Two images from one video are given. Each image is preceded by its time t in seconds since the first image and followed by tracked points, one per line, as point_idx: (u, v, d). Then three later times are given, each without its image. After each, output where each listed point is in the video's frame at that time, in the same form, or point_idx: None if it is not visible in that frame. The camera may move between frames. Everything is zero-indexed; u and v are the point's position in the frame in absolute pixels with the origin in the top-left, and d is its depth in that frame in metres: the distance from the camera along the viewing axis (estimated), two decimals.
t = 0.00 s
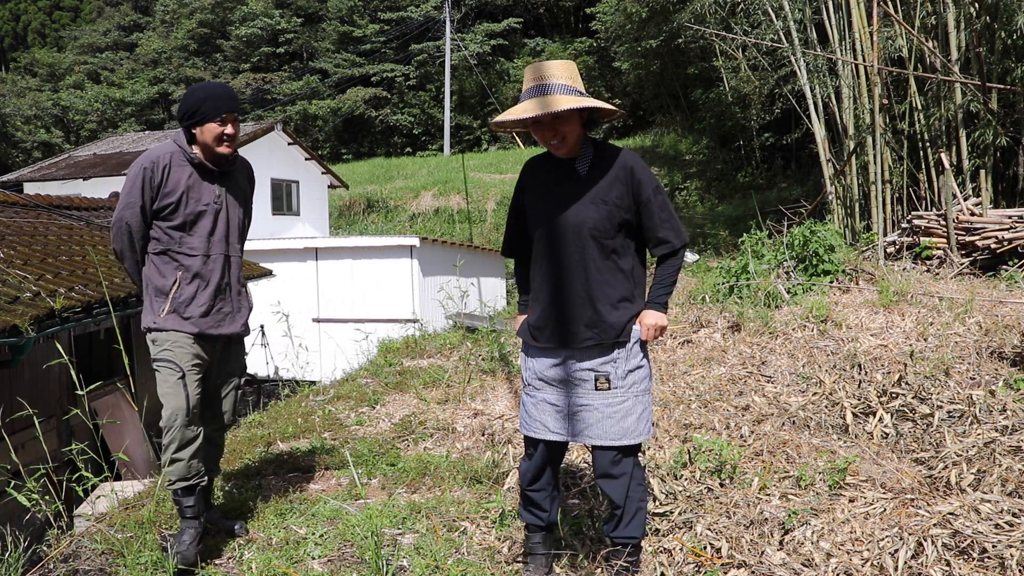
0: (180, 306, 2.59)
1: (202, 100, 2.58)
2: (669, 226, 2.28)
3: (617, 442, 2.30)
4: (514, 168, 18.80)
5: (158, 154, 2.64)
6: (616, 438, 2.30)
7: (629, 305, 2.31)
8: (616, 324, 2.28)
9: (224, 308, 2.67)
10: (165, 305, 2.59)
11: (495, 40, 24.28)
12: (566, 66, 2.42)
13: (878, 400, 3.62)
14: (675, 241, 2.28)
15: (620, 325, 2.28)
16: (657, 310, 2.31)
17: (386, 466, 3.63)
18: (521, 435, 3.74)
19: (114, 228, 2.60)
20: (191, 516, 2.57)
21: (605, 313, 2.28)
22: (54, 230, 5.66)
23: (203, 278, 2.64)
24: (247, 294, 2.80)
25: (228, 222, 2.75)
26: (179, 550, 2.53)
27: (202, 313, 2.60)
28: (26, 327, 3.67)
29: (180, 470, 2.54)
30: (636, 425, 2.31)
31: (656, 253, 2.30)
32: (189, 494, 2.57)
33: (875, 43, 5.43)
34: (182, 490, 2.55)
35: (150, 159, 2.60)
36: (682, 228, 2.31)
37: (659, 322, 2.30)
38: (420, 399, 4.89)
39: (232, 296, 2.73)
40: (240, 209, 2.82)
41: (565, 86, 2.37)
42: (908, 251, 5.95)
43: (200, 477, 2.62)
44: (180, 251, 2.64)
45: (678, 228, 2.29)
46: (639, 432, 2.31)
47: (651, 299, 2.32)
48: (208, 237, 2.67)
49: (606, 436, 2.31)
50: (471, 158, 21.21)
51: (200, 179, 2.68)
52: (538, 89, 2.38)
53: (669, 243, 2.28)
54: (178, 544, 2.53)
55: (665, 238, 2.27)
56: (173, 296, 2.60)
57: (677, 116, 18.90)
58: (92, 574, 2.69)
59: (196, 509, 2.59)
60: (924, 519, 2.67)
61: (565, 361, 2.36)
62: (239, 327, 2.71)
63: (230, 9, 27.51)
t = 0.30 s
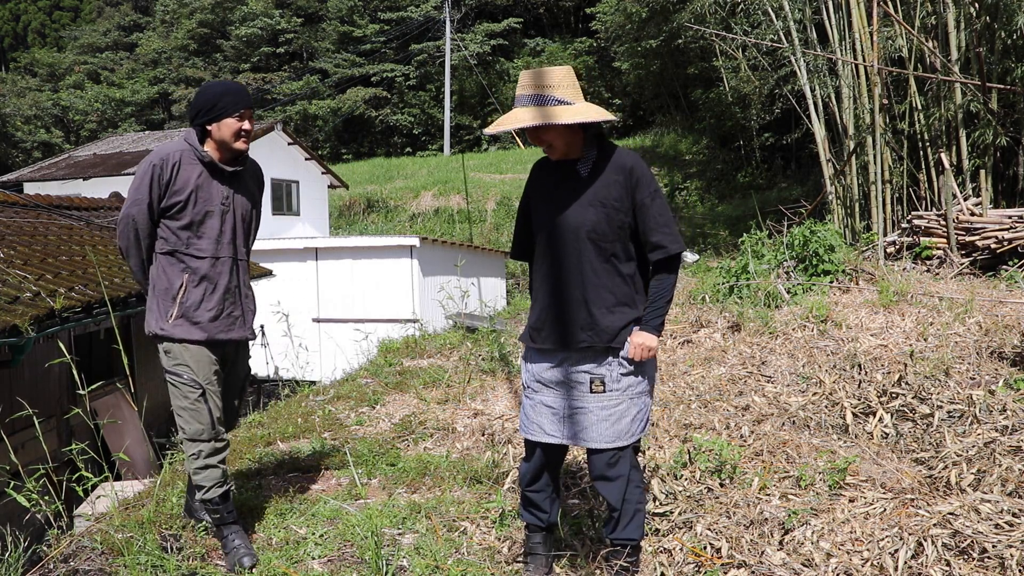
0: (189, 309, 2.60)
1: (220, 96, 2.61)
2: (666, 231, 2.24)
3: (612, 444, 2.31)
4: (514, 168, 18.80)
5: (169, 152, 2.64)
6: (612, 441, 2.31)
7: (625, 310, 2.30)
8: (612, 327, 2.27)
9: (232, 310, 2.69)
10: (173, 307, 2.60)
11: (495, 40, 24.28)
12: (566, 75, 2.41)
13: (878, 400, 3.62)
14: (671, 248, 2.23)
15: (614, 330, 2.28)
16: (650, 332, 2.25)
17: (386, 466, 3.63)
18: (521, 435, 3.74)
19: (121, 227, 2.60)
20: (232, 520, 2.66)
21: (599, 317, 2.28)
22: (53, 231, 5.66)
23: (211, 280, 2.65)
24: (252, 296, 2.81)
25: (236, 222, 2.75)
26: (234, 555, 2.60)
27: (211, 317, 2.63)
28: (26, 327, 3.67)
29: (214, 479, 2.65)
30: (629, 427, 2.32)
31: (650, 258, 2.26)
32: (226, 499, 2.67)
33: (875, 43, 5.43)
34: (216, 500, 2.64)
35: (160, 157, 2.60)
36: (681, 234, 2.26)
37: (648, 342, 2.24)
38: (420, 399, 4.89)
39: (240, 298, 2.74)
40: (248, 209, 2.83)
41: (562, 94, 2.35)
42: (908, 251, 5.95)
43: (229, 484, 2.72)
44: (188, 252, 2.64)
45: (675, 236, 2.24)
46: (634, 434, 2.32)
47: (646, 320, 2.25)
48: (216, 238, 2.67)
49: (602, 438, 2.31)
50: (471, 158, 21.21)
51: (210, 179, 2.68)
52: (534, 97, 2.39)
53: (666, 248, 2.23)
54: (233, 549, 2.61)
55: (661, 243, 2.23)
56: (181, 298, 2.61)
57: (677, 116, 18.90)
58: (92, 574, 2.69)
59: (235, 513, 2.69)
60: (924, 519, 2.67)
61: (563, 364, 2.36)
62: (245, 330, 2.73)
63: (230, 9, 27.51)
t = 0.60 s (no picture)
0: (216, 311, 2.62)
1: (224, 88, 2.62)
2: (661, 233, 2.22)
3: (606, 445, 2.30)
4: (514, 168, 18.80)
5: (181, 153, 2.61)
6: (606, 442, 2.30)
7: (618, 312, 2.29)
8: (599, 328, 2.27)
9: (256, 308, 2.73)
10: (200, 310, 2.61)
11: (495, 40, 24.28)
12: (568, 74, 2.41)
13: (878, 400, 3.62)
14: (667, 249, 2.21)
15: (602, 331, 2.27)
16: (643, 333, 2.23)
17: (386, 466, 3.63)
18: (521, 435, 3.74)
19: (138, 234, 2.57)
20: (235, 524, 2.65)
21: (589, 317, 2.29)
22: (53, 231, 5.66)
23: (235, 279, 2.68)
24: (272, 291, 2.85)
25: (252, 219, 2.77)
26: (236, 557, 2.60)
27: (238, 316, 2.66)
28: (26, 327, 3.67)
29: (218, 482, 2.64)
30: (625, 429, 2.31)
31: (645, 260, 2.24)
32: (230, 503, 2.66)
33: (875, 43, 5.43)
34: (220, 502, 2.63)
35: (175, 159, 2.57)
36: (679, 237, 2.23)
37: (636, 346, 2.23)
38: (420, 399, 4.89)
39: (261, 294, 2.78)
40: (259, 204, 2.84)
41: (563, 94, 2.36)
42: (908, 251, 5.94)
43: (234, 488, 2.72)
44: (212, 254, 2.65)
45: (673, 236, 2.21)
46: (630, 436, 2.31)
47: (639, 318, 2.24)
48: (236, 237, 2.69)
49: (596, 439, 2.30)
50: (471, 158, 21.21)
51: (224, 177, 2.68)
52: (534, 96, 2.39)
53: (662, 250, 2.21)
54: (235, 552, 2.61)
55: (657, 245, 2.21)
56: (208, 300, 2.62)
57: (677, 116, 18.91)
58: (92, 574, 2.69)
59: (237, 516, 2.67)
60: (924, 519, 2.67)
61: (561, 363, 2.37)
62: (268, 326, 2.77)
63: (230, 9, 27.51)
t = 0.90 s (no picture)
0: (228, 313, 2.62)
1: (235, 89, 2.61)
2: (663, 229, 2.20)
3: (607, 446, 2.30)
4: (514, 168, 18.81)
5: (190, 154, 2.60)
6: (607, 443, 2.30)
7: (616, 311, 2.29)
8: (595, 328, 2.28)
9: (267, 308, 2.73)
10: (211, 313, 2.61)
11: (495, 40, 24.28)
12: (572, 74, 2.41)
13: (878, 400, 3.62)
14: (670, 246, 2.18)
15: (599, 330, 2.28)
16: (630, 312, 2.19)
17: (386, 466, 3.63)
18: (521, 435, 3.74)
19: (149, 237, 2.56)
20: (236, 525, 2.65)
21: (586, 317, 2.29)
22: (53, 230, 5.66)
23: (245, 280, 2.68)
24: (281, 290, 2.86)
25: (260, 219, 2.78)
26: (237, 558, 2.60)
27: (248, 317, 2.66)
28: (26, 327, 3.67)
29: (222, 483, 2.63)
30: (627, 429, 2.31)
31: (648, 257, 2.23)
32: (231, 504, 2.64)
33: (875, 43, 5.43)
34: (222, 503, 2.62)
35: (184, 161, 2.56)
36: (684, 233, 2.21)
37: (625, 327, 2.19)
38: (420, 399, 4.89)
39: (270, 294, 2.79)
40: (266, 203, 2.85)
41: (566, 94, 2.35)
42: (908, 251, 5.94)
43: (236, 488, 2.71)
44: (222, 255, 2.65)
45: (676, 233, 2.19)
46: (631, 437, 2.31)
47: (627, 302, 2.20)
48: (246, 238, 2.69)
49: (595, 440, 2.31)
50: (471, 158, 21.21)
51: (232, 177, 2.68)
52: (536, 93, 2.40)
53: (664, 247, 2.19)
54: (235, 552, 2.60)
55: (659, 242, 2.19)
56: (219, 302, 2.63)
57: (677, 116, 18.91)
58: (92, 574, 2.69)
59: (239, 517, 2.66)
60: (923, 519, 2.67)
61: (562, 363, 2.37)
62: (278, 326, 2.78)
63: (230, 9, 27.50)
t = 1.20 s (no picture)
0: (240, 309, 2.62)
1: (245, 88, 2.61)
2: (668, 228, 2.21)
3: (608, 448, 2.30)
4: (514, 168, 18.81)
5: (198, 153, 2.61)
6: (612, 444, 2.30)
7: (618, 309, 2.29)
8: (594, 329, 2.27)
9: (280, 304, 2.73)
10: (224, 309, 2.61)
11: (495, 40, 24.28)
12: (579, 72, 2.40)
13: (878, 400, 3.62)
14: (677, 244, 2.19)
15: (597, 329, 2.27)
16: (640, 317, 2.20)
17: (386, 466, 3.63)
18: (521, 435, 3.74)
19: (160, 236, 2.57)
20: (235, 526, 2.65)
21: (585, 316, 2.29)
22: (53, 230, 5.66)
23: (256, 277, 2.68)
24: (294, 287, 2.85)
25: (271, 216, 2.77)
26: (236, 559, 2.60)
27: (261, 313, 2.66)
28: (26, 327, 3.67)
29: (226, 482, 2.63)
30: (630, 430, 2.30)
31: (652, 255, 2.23)
32: (234, 504, 2.65)
33: (875, 43, 5.43)
34: (225, 502, 2.62)
35: (192, 159, 2.57)
36: (687, 230, 2.22)
37: (630, 329, 2.20)
38: (420, 399, 4.89)
39: (283, 290, 2.78)
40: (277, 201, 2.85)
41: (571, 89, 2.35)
42: (908, 251, 5.94)
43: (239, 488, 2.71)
44: (233, 252, 2.65)
45: (681, 230, 2.20)
46: (635, 437, 2.30)
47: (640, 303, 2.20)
48: (256, 235, 2.69)
49: (596, 441, 2.30)
50: (471, 158, 21.21)
51: (241, 175, 2.68)
52: (540, 86, 2.41)
53: (669, 245, 2.20)
54: (234, 553, 2.60)
55: (665, 240, 2.20)
56: (231, 299, 2.63)
57: (677, 116, 18.91)
58: (92, 574, 2.69)
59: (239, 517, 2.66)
60: (924, 519, 2.67)
61: (562, 364, 2.37)
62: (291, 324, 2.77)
63: (230, 9, 27.50)
